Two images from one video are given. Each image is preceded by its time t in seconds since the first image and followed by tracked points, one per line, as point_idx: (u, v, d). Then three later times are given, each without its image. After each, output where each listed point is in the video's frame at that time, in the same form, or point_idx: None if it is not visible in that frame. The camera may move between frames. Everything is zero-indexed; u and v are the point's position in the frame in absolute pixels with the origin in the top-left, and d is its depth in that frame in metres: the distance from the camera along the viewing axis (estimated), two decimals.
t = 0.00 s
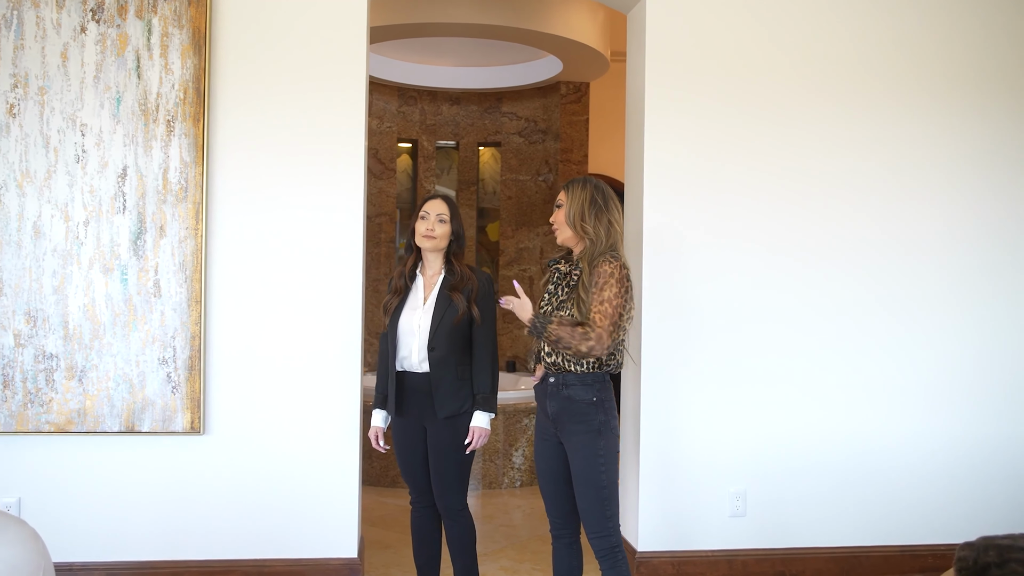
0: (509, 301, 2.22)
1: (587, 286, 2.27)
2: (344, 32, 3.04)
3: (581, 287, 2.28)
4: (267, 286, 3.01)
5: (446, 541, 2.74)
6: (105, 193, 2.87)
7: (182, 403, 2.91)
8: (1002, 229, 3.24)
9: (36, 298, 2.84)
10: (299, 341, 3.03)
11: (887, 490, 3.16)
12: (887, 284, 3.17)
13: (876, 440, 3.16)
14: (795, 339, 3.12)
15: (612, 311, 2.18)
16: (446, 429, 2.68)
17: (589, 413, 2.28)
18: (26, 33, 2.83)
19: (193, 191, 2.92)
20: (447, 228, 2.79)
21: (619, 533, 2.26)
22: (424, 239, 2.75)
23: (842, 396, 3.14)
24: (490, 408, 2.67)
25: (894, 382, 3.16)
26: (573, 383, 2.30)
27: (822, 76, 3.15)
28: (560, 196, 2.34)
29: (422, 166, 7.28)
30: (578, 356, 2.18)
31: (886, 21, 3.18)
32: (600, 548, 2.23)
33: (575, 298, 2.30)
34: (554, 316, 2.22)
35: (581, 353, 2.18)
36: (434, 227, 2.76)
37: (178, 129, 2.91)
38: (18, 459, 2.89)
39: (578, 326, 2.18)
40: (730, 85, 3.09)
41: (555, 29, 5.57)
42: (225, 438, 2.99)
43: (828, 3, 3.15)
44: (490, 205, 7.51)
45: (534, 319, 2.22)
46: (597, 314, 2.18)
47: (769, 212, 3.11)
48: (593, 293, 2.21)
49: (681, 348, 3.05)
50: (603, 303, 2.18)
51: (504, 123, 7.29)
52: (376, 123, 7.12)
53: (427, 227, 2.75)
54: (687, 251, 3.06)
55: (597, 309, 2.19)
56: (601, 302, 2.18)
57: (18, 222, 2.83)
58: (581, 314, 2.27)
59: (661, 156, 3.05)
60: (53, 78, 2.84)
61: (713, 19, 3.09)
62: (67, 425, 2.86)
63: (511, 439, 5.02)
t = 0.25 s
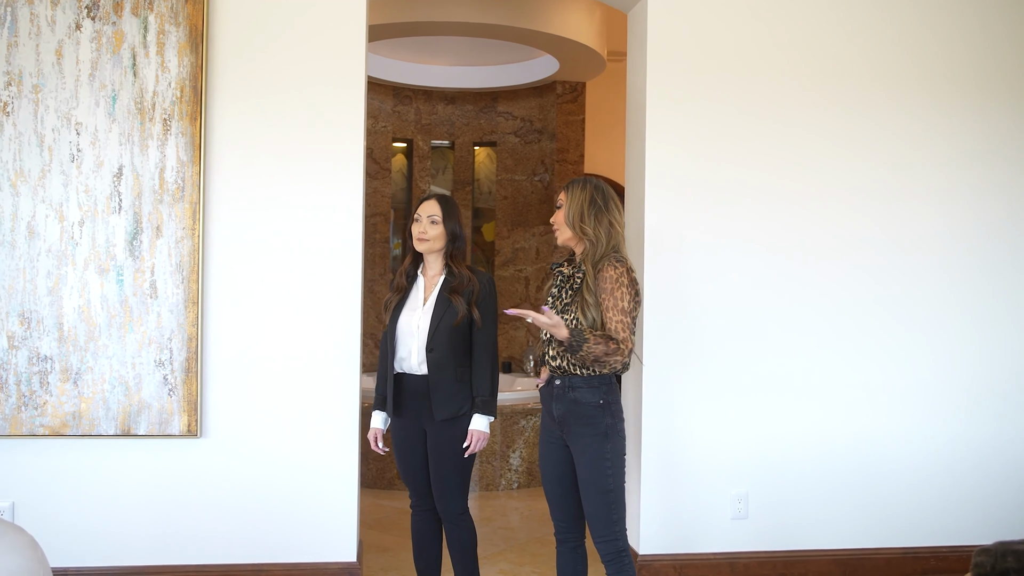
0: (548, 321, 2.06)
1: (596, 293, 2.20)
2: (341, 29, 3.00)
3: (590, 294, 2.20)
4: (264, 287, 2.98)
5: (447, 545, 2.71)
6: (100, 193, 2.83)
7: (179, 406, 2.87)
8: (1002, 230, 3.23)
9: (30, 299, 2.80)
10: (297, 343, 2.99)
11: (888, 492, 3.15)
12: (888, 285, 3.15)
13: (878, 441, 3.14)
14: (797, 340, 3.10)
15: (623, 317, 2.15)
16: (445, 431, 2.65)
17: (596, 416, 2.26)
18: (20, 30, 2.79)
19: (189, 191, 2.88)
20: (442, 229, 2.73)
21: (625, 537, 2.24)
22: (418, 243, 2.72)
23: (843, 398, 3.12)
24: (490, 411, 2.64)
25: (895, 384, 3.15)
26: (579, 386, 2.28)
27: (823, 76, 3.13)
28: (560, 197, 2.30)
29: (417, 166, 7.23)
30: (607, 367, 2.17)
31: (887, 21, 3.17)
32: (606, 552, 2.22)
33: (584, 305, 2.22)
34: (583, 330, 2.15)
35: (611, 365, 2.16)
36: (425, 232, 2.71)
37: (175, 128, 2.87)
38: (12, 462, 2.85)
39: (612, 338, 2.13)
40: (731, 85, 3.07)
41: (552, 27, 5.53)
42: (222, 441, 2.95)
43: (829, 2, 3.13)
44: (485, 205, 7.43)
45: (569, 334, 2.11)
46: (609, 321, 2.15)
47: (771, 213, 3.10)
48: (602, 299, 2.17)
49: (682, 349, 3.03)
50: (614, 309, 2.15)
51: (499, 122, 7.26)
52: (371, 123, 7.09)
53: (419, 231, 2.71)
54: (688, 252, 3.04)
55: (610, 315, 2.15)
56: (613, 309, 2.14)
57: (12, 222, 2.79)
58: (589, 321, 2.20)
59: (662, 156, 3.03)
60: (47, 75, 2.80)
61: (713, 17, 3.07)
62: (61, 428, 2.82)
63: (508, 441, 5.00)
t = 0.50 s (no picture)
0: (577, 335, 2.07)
1: (600, 295, 2.15)
2: (339, 26, 2.97)
3: (594, 295, 2.15)
4: (261, 287, 2.94)
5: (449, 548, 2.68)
6: (96, 191, 2.79)
7: (177, 407, 2.83)
8: (1003, 229, 3.22)
9: (25, 299, 2.76)
10: (296, 343, 2.96)
11: (891, 493, 3.13)
12: (891, 285, 3.14)
13: (881, 442, 3.12)
14: (800, 341, 3.08)
15: (628, 318, 2.12)
16: (445, 433, 2.62)
17: (598, 418, 2.21)
18: (14, 26, 2.74)
19: (187, 189, 2.84)
20: (439, 230, 2.67)
21: (629, 540, 2.20)
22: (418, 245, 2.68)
23: (846, 400, 3.11)
24: (491, 413, 2.61)
25: (898, 384, 3.13)
26: (581, 387, 2.23)
27: (826, 75, 3.11)
28: (564, 196, 2.27)
29: (413, 165, 7.20)
30: (623, 369, 2.15)
31: (889, 19, 3.15)
32: (610, 555, 2.18)
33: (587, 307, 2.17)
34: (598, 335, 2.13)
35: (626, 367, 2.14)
36: (422, 235, 2.67)
37: (172, 125, 2.83)
38: (7, 465, 2.81)
39: (625, 340, 2.11)
40: (733, 83, 3.05)
41: (549, 25, 5.50)
42: (219, 443, 2.91)
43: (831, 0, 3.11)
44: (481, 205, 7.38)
45: (591, 341, 2.10)
46: (614, 322, 2.12)
47: (774, 213, 3.08)
48: (605, 300, 2.14)
49: (684, 349, 3.01)
50: (620, 310, 2.12)
51: (495, 121, 7.23)
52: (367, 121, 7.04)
53: (417, 233, 2.67)
54: (690, 252, 3.02)
55: (616, 316, 2.12)
56: (617, 309, 2.11)
57: (6, 221, 2.75)
58: (590, 323, 2.15)
59: (664, 155, 3.01)
60: (42, 72, 2.76)
61: (715, 15, 3.04)
62: (56, 430, 2.78)
63: (506, 441, 4.98)
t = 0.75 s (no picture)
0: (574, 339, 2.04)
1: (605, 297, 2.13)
2: (340, 24, 2.93)
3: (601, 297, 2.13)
4: (261, 288, 2.90)
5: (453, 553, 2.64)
6: (94, 191, 2.75)
7: (175, 410, 2.79)
8: (1008, 230, 3.21)
9: (21, 301, 2.71)
10: (295, 345, 2.92)
11: (896, 496, 3.11)
12: (896, 286, 3.12)
13: (886, 445, 3.10)
14: (804, 343, 3.06)
15: (633, 322, 2.08)
16: (447, 437, 2.55)
17: (601, 422, 2.15)
18: (10, 23, 2.70)
19: (186, 189, 2.80)
20: (442, 230, 2.63)
21: (635, 545, 2.14)
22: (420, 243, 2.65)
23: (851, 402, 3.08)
24: (494, 417, 2.53)
25: (903, 387, 3.11)
26: (584, 391, 2.17)
27: (831, 75, 3.09)
28: (577, 196, 2.24)
29: (410, 165, 7.13)
30: (624, 374, 2.11)
31: (894, 19, 3.13)
32: (615, 561, 2.13)
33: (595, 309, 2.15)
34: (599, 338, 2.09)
35: (627, 372, 2.10)
36: (423, 231, 2.63)
37: (171, 124, 2.79)
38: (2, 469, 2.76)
39: (626, 344, 2.06)
40: (738, 83, 3.03)
41: (547, 25, 5.47)
42: (218, 447, 2.87)
43: None
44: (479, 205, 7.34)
45: (590, 345, 2.06)
46: (619, 326, 2.08)
47: (779, 213, 3.05)
48: (611, 302, 2.11)
49: (688, 351, 2.98)
50: (625, 314, 2.08)
51: (492, 121, 7.20)
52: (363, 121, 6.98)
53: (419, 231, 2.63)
54: (695, 253, 2.99)
55: (621, 321, 2.08)
56: (622, 313, 2.07)
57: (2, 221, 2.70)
58: (595, 325, 2.14)
59: (668, 156, 2.98)
60: (39, 70, 2.71)
61: (719, 15, 3.02)
62: (53, 434, 2.73)
63: (505, 443, 4.95)
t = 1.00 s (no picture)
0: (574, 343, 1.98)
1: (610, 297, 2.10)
2: (339, 21, 2.89)
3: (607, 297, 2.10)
4: (257, 288, 2.86)
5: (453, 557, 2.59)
6: (88, 189, 2.70)
7: (171, 412, 2.75)
8: (1008, 230, 3.20)
9: (14, 301, 2.67)
10: (292, 346, 2.88)
11: (896, 497, 3.10)
12: (897, 286, 3.11)
13: (886, 445, 3.09)
14: (805, 343, 3.05)
15: (639, 324, 2.06)
16: (447, 439, 2.50)
17: (603, 424, 2.12)
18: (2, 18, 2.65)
19: (182, 187, 2.76)
20: (443, 229, 2.61)
21: (638, 548, 2.11)
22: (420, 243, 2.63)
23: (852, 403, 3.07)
24: (495, 418, 2.49)
25: (902, 387, 3.11)
26: (587, 392, 2.14)
27: (831, 74, 3.08)
28: (585, 194, 2.22)
29: (403, 164, 7.13)
30: (630, 378, 2.09)
31: (895, 18, 3.12)
32: (618, 564, 2.09)
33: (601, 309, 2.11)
34: (604, 340, 2.06)
35: (633, 375, 2.08)
36: (424, 232, 2.60)
37: (167, 121, 2.75)
38: None
39: (631, 347, 2.05)
40: (738, 83, 3.02)
41: (544, 23, 5.45)
42: (214, 449, 2.83)
43: None
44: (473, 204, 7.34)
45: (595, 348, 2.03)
46: (625, 327, 2.06)
47: (780, 213, 3.04)
48: (617, 303, 2.08)
49: (689, 352, 2.97)
50: (631, 316, 2.06)
51: (486, 120, 7.18)
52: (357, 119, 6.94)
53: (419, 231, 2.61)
54: (695, 253, 2.98)
55: (627, 322, 2.06)
56: (628, 314, 2.05)
57: None
58: (600, 324, 2.10)
59: (669, 155, 2.97)
60: (32, 66, 2.67)
61: (720, 14, 3.01)
62: (46, 436, 2.69)
63: (501, 445, 4.93)
